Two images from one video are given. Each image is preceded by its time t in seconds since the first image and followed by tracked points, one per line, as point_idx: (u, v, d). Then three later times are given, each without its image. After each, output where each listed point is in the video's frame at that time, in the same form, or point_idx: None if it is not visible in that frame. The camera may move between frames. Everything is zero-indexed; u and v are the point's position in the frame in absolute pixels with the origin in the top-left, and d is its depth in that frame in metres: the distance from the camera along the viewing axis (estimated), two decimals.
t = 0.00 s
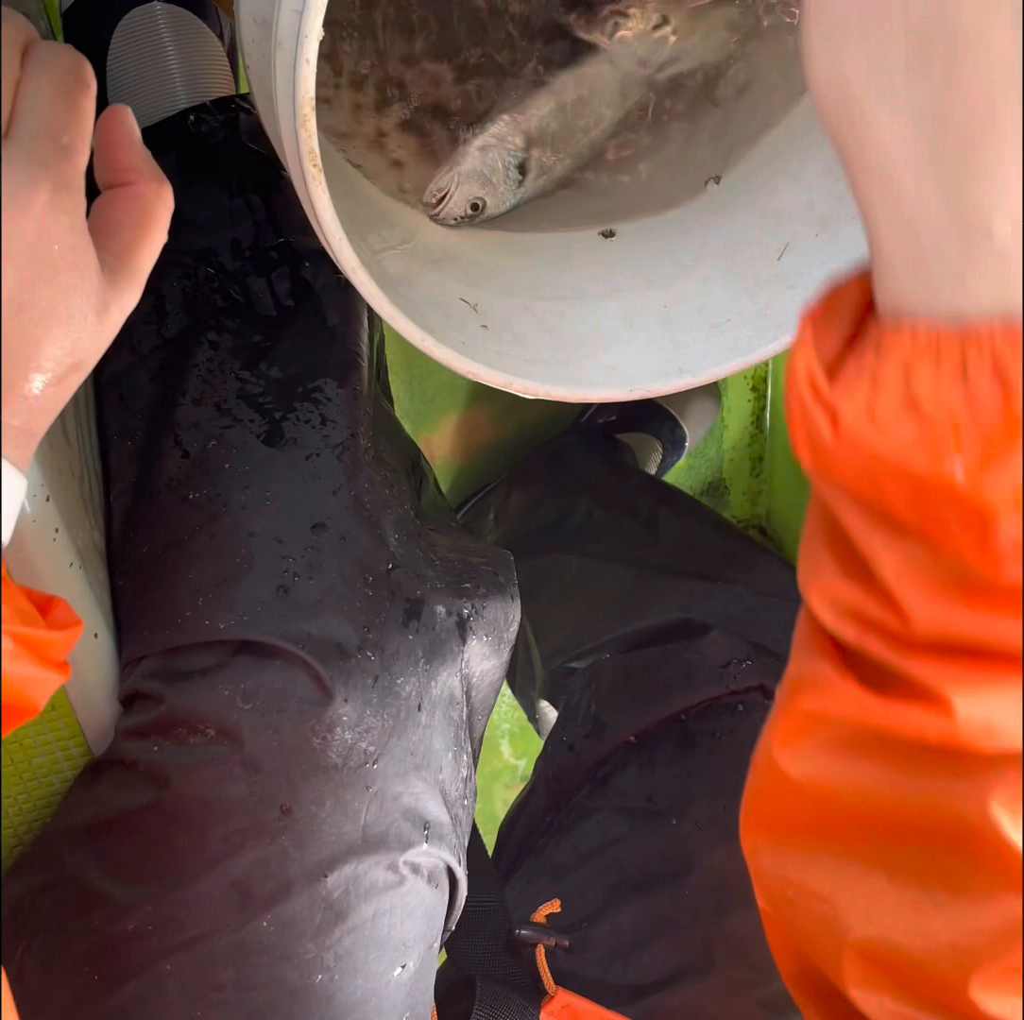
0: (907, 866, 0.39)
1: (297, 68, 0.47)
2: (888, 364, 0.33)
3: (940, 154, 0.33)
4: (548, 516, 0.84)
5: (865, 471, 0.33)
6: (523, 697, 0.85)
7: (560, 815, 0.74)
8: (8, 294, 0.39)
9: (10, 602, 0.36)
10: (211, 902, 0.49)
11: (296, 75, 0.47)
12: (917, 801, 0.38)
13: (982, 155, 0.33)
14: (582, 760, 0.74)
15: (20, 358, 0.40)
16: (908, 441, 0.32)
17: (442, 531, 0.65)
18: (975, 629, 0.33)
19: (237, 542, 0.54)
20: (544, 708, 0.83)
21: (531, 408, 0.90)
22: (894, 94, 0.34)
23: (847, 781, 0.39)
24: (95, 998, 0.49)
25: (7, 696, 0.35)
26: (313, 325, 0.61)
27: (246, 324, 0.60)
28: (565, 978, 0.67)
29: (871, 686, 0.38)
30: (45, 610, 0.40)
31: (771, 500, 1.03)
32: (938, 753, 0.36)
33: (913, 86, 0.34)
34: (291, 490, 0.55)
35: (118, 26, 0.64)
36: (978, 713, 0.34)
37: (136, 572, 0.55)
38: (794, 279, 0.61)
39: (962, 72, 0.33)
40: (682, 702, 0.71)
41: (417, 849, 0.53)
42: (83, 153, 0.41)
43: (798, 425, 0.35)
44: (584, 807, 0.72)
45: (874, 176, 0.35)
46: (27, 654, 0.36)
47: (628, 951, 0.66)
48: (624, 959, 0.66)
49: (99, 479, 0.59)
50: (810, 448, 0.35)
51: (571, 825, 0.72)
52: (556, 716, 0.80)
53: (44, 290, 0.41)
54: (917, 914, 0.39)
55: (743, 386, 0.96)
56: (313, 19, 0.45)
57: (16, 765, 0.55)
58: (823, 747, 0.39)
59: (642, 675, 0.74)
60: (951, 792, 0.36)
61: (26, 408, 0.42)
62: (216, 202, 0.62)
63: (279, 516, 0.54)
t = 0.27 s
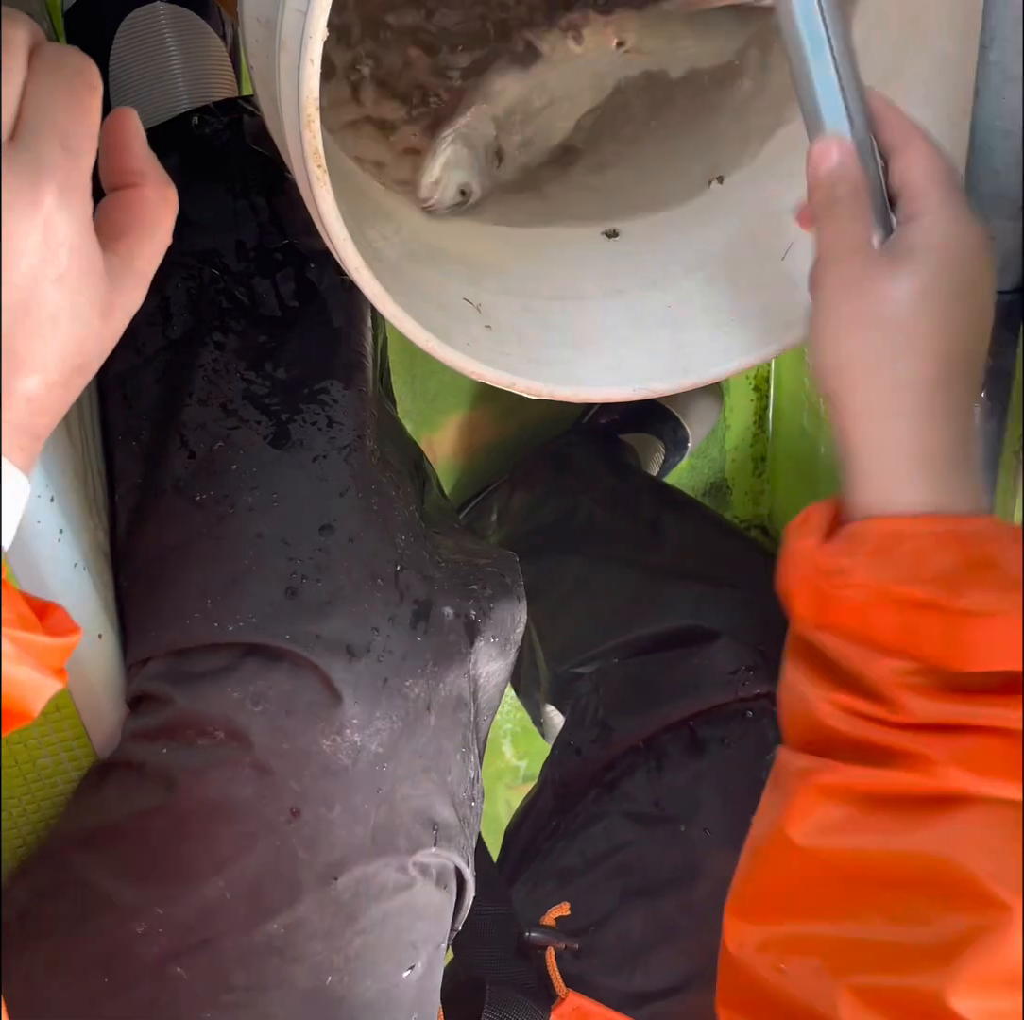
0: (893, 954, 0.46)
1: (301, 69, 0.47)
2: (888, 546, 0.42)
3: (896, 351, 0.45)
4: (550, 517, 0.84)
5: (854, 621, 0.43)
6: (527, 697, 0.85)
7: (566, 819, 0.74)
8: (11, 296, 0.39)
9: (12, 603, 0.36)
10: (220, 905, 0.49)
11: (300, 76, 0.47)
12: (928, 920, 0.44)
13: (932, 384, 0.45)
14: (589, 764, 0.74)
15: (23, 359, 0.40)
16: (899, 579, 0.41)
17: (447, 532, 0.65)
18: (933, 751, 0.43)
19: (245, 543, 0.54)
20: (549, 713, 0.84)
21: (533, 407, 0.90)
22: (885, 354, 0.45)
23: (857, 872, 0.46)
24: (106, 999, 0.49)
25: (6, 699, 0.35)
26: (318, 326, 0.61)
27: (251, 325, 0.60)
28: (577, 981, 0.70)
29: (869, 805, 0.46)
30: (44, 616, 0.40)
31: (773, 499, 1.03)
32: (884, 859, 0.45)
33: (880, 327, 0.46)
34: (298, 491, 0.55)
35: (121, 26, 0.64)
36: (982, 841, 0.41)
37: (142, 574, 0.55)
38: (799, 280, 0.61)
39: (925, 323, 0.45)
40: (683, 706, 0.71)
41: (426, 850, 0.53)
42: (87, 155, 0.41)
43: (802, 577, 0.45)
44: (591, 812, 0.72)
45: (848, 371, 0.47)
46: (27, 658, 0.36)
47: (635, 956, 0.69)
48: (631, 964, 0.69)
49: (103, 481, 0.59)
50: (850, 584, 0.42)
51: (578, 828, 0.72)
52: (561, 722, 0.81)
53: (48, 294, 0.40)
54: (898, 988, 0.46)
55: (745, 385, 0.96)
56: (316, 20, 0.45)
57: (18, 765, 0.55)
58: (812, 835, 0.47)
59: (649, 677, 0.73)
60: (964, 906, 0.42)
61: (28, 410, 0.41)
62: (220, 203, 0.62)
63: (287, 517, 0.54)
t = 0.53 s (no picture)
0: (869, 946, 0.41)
1: (301, 71, 0.47)
2: (778, 415, 0.39)
3: (705, 245, 0.43)
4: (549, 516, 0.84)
5: (731, 504, 0.40)
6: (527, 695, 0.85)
7: (567, 820, 0.73)
8: (10, 300, 0.39)
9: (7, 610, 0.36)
10: (227, 908, 0.49)
11: (299, 77, 0.47)
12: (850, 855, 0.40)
13: (755, 262, 0.43)
14: (591, 765, 0.73)
15: (23, 363, 0.40)
16: (813, 450, 0.39)
17: (449, 533, 0.65)
18: (803, 599, 0.39)
19: (248, 544, 0.54)
20: (553, 715, 0.85)
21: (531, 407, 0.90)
22: (680, 162, 0.43)
23: (823, 863, 0.41)
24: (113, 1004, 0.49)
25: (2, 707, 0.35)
26: (319, 327, 0.61)
27: (252, 326, 0.60)
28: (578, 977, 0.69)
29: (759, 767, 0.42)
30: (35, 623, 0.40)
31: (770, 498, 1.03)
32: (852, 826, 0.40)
33: (671, 206, 0.43)
34: (301, 493, 0.55)
35: (123, 27, 0.64)
36: (894, 756, 0.38)
37: (144, 577, 0.55)
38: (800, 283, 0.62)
39: (727, 224, 0.43)
40: (687, 712, 0.70)
41: (431, 850, 0.53)
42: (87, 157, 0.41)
43: (656, 472, 0.42)
44: (591, 813, 0.72)
45: (649, 260, 0.43)
46: (22, 665, 0.36)
47: (636, 959, 0.67)
48: (634, 967, 0.67)
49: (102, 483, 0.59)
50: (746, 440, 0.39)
51: (580, 828, 0.72)
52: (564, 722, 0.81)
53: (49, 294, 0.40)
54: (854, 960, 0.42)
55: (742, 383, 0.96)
56: (315, 20, 0.45)
57: (18, 770, 0.54)
58: (782, 833, 0.42)
59: (655, 683, 0.73)
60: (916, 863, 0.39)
61: (30, 414, 0.41)
62: (220, 205, 0.62)
63: (290, 519, 0.54)
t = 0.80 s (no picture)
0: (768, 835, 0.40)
1: (301, 70, 0.47)
2: (587, 196, 0.40)
3: (528, 47, 0.49)
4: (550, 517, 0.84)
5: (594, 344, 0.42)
6: (524, 690, 0.85)
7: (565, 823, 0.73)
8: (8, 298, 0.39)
9: None
10: (219, 903, 0.49)
11: (300, 77, 0.47)
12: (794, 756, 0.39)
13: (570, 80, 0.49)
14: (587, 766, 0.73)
15: (18, 361, 0.40)
16: (627, 216, 0.40)
17: (446, 531, 0.65)
18: (641, 400, 0.41)
19: (243, 541, 0.54)
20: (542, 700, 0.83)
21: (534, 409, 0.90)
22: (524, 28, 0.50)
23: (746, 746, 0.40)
24: (103, 1002, 0.49)
25: None
26: (316, 326, 0.62)
27: (249, 325, 0.61)
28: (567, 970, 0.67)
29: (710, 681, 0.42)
30: (24, 628, 0.40)
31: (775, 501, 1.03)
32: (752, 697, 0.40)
33: (510, 13, 0.50)
34: (297, 488, 0.55)
35: (121, 27, 0.65)
36: (741, 561, 0.39)
37: (141, 574, 0.55)
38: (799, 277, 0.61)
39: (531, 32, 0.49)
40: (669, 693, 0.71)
41: (425, 845, 0.53)
42: (89, 158, 0.41)
43: (511, 281, 0.44)
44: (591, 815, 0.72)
45: (493, 68, 0.51)
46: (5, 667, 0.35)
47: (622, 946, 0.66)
48: (623, 951, 0.66)
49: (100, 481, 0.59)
50: (563, 234, 0.41)
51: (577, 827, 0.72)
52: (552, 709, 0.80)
53: (51, 295, 0.41)
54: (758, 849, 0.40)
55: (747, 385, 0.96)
56: (317, 21, 0.46)
57: (19, 768, 0.54)
58: (700, 705, 0.43)
59: (632, 668, 0.73)
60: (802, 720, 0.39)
61: (24, 412, 0.42)
62: (219, 205, 0.63)
63: (285, 515, 0.55)
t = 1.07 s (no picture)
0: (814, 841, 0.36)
1: (304, 69, 0.47)
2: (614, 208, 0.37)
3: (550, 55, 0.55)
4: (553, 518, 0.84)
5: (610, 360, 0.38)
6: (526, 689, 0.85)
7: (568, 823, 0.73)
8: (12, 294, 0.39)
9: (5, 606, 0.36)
10: (221, 900, 0.49)
11: (303, 77, 0.47)
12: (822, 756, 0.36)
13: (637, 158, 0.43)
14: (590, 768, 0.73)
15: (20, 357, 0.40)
16: (650, 243, 0.37)
17: (447, 530, 0.65)
18: (676, 409, 0.37)
19: (243, 539, 0.54)
20: (546, 701, 0.82)
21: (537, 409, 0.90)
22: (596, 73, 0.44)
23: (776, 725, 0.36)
24: (105, 999, 0.49)
25: None
26: (317, 325, 0.62)
27: (250, 325, 0.61)
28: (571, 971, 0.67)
29: (689, 633, 0.41)
30: (33, 623, 0.39)
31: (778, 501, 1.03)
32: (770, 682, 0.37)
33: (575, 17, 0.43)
34: (298, 487, 0.55)
35: (121, 29, 0.65)
36: (782, 539, 0.35)
37: (142, 572, 0.55)
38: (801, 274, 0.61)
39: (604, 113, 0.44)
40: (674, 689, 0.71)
41: (426, 843, 0.53)
42: (89, 155, 0.41)
43: (533, 296, 0.40)
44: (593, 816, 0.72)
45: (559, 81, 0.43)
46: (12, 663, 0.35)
47: (634, 944, 0.66)
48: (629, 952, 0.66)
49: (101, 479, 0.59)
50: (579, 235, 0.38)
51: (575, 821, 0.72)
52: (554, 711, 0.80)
53: (52, 291, 0.41)
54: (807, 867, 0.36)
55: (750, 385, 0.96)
56: (320, 21, 0.46)
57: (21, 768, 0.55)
58: (726, 714, 0.39)
59: (641, 662, 0.73)
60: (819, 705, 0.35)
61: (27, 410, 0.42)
62: (221, 205, 0.63)
63: (285, 514, 0.54)
